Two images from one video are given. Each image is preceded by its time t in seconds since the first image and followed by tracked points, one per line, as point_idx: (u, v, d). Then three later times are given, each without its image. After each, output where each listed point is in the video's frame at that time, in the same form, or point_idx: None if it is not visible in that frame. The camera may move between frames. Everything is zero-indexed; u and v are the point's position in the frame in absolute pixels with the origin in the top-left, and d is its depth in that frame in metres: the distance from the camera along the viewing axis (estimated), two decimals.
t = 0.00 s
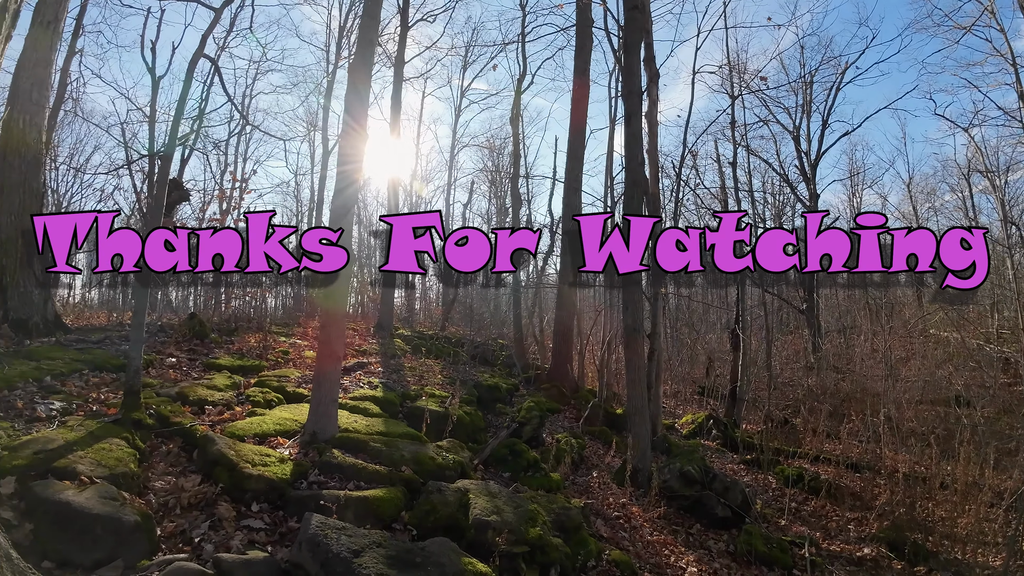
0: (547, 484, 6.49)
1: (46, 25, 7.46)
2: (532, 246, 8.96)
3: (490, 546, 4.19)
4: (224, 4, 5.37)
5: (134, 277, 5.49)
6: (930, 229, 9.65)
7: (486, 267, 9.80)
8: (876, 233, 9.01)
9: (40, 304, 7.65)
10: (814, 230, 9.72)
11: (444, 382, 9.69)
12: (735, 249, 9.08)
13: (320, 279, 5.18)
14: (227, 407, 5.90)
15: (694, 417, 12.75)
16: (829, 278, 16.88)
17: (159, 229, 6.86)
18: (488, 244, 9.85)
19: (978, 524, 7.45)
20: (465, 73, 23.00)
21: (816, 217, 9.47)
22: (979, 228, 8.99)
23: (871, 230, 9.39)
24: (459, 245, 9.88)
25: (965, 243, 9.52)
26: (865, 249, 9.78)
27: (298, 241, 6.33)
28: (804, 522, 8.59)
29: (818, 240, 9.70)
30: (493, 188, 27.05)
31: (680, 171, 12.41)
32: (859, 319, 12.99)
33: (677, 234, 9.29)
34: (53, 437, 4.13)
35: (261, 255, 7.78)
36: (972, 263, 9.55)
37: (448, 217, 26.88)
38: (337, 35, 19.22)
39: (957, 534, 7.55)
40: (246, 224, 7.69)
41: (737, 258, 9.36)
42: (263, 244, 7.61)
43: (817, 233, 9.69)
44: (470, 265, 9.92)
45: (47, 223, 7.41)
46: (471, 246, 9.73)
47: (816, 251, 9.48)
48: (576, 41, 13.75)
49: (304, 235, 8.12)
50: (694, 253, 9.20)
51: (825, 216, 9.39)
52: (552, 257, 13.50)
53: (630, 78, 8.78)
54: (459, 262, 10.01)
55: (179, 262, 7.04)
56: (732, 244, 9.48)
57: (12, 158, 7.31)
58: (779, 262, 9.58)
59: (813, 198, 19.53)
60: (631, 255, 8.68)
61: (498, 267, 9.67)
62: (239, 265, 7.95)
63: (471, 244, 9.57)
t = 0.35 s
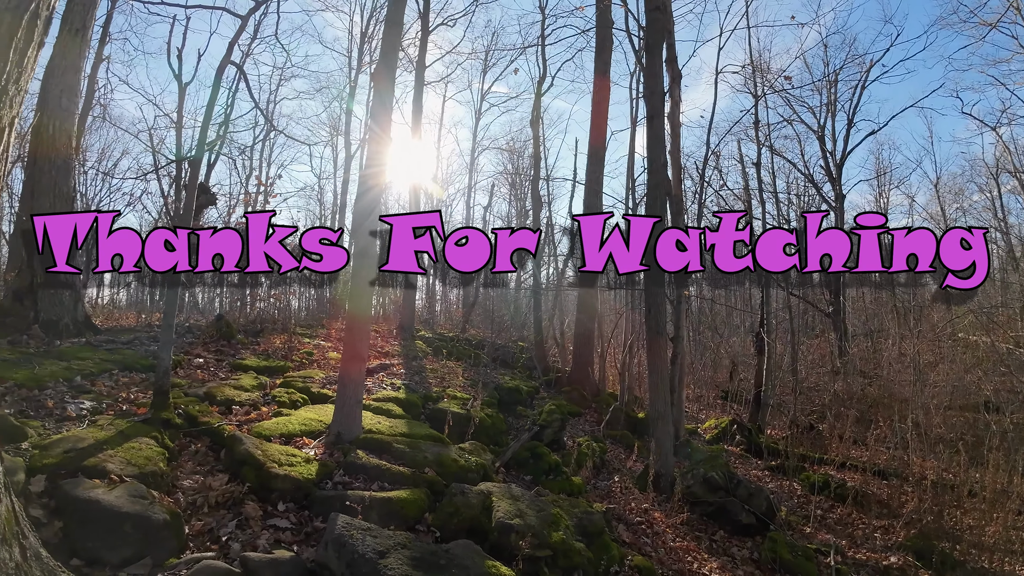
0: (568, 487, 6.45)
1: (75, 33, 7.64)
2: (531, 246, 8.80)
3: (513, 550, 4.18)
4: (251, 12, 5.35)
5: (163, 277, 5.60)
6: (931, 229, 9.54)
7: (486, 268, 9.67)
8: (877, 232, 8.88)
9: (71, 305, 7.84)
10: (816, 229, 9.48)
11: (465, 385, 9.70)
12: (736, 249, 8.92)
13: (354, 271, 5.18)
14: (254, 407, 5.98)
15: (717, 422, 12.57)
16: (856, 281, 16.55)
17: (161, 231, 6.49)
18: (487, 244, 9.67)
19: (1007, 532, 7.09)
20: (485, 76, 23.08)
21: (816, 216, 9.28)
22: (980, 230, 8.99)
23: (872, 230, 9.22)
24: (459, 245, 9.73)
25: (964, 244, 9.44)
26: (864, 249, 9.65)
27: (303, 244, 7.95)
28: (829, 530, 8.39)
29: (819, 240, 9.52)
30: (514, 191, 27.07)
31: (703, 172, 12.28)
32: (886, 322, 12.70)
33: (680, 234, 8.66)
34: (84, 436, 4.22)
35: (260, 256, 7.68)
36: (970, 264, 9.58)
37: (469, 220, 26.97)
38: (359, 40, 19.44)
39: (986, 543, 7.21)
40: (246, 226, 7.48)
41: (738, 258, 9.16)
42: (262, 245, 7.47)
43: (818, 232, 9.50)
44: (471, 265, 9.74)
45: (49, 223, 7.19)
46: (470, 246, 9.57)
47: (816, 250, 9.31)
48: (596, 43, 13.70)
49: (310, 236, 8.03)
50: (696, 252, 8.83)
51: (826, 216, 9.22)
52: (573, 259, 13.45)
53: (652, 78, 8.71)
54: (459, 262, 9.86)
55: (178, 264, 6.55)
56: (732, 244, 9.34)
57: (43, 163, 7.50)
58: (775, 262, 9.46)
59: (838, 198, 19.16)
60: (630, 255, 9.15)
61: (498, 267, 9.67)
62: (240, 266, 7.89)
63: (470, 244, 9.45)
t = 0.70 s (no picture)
0: (588, 491, 6.41)
1: (101, 39, 7.80)
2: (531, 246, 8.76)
3: (535, 553, 4.17)
4: (276, 18, 5.36)
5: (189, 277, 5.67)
6: (931, 229, 9.32)
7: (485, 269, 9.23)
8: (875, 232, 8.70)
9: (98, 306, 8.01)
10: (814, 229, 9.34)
11: (484, 386, 9.70)
12: (736, 250, 8.80)
13: (376, 280, 5.18)
14: (278, 407, 6.04)
15: (739, 426, 12.40)
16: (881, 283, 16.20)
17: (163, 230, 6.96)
18: (486, 244, 9.11)
19: None
20: (503, 79, 23.13)
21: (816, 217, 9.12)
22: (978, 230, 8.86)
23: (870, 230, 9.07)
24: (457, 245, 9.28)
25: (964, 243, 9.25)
26: (862, 249, 9.49)
27: (303, 244, 8.07)
28: (853, 538, 8.14)
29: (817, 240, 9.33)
30: (532, 193, 27.06)
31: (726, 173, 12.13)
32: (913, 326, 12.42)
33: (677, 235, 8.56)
34: (111, 435, 4.30)
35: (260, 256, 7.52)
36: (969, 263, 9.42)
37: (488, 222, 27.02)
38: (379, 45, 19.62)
39: (1011, 551, 7.03)
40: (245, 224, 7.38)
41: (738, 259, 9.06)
42: (262, 244, 7.40)
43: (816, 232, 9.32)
44: (470, 265, 9.14)
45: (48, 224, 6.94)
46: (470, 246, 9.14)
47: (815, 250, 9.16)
48: (615, 43, 13.63)
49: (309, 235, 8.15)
50: (695, 253, 8.66)
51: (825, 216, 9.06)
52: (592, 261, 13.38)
53: (673, 78, 8.63)
54: (458, 262, 9.26)
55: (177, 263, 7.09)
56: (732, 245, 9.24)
57: (71, 167, 7.67)
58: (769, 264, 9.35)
59: (863, 199, 18.81)
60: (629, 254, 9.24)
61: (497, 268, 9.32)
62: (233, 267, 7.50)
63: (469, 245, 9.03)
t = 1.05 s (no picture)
0: (611, 496, 6.36)
1: (128, 47, 7.97)
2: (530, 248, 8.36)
3: (559, 558, 4.15)
4: (302, 26, 5.44)
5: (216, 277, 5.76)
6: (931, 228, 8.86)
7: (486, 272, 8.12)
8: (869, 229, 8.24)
9: (128, 308, 8.19)
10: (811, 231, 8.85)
11: (505, 389, 9.69)
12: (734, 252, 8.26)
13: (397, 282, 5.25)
14: (304, 408, 6.12)
15: (763, 432, 12.19)
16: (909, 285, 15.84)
17: (160, 230, 5.94)
18: (488, 244, 7.60)
19: None
20: (523, 82, 23.19)
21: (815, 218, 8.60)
22: (979, 230, 8.40)
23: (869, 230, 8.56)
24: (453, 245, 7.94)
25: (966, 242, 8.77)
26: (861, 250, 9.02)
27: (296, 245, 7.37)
28: (882, 547, 7.84)
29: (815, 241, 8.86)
30: (552, 195, 27.03)
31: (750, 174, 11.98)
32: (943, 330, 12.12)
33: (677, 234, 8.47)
34: (142, 434, 4.38)
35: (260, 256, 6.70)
36: (969, 264, 8.90)
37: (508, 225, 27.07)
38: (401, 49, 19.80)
39: None
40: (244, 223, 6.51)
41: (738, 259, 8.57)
42: (264, 244, 6.35)
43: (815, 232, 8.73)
44: (469, 266, 7.60)
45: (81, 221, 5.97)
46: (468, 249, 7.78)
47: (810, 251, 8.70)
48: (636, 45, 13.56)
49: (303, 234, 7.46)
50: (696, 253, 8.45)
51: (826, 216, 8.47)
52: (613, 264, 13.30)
53: (696, 79, 8.54)
54: (457, 264, 7.72)
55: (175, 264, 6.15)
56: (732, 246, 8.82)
57: (101, 172, 7.85)
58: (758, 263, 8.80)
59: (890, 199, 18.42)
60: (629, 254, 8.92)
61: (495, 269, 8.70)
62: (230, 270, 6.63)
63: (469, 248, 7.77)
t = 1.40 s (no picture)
0: (632, 500, 6.31)
1: (155, 54, 8.14)
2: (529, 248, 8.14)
3: (582, 562, 4.13)
4: (325, 32, 5.50)
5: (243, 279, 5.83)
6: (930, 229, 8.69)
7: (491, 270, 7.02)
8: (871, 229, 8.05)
9: (155, 310, 8.36)
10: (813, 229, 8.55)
11: (525, 392, 9.67)
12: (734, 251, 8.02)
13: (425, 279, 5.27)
14: (327, 409, 6.17)
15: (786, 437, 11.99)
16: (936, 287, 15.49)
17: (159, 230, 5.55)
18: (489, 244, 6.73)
19: None
20: (541, 84, 23.19)
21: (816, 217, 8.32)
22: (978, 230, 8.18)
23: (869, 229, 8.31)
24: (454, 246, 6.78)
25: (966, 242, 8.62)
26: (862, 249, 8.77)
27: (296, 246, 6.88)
28: (908, 554, 7.72)
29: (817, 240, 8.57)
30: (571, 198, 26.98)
31: (773, 174, 11.82)
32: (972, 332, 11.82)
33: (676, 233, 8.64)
34: (169, 434, 4.46)
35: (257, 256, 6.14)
36: (968, 264, 8.74)
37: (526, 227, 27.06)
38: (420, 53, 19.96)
39: None
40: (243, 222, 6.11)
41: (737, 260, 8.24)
42: (261, 244, 5.89)
43: (815, 232, 8.50)
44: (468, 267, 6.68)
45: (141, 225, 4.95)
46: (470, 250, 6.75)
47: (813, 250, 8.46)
48: (655, 45, 13.47)
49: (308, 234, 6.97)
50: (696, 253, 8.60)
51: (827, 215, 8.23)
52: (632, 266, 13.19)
53: (718, 77, 8.45)
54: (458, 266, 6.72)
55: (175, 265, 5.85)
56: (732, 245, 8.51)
57: (128, 177, 8.02)
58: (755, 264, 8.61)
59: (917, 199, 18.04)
60: (630, 255, 8.49)
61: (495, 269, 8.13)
62: (233, 268, 6.30)
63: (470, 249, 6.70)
